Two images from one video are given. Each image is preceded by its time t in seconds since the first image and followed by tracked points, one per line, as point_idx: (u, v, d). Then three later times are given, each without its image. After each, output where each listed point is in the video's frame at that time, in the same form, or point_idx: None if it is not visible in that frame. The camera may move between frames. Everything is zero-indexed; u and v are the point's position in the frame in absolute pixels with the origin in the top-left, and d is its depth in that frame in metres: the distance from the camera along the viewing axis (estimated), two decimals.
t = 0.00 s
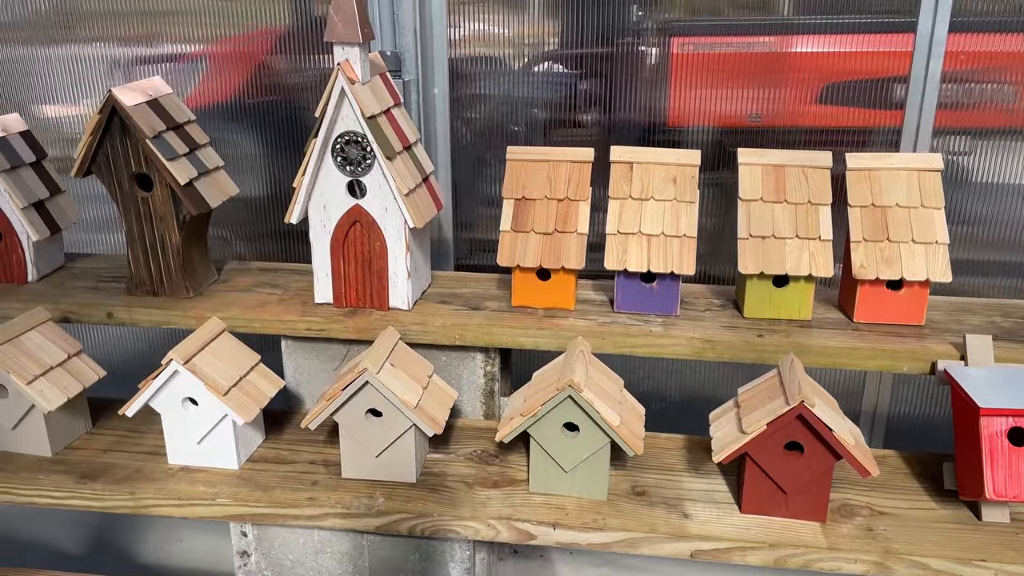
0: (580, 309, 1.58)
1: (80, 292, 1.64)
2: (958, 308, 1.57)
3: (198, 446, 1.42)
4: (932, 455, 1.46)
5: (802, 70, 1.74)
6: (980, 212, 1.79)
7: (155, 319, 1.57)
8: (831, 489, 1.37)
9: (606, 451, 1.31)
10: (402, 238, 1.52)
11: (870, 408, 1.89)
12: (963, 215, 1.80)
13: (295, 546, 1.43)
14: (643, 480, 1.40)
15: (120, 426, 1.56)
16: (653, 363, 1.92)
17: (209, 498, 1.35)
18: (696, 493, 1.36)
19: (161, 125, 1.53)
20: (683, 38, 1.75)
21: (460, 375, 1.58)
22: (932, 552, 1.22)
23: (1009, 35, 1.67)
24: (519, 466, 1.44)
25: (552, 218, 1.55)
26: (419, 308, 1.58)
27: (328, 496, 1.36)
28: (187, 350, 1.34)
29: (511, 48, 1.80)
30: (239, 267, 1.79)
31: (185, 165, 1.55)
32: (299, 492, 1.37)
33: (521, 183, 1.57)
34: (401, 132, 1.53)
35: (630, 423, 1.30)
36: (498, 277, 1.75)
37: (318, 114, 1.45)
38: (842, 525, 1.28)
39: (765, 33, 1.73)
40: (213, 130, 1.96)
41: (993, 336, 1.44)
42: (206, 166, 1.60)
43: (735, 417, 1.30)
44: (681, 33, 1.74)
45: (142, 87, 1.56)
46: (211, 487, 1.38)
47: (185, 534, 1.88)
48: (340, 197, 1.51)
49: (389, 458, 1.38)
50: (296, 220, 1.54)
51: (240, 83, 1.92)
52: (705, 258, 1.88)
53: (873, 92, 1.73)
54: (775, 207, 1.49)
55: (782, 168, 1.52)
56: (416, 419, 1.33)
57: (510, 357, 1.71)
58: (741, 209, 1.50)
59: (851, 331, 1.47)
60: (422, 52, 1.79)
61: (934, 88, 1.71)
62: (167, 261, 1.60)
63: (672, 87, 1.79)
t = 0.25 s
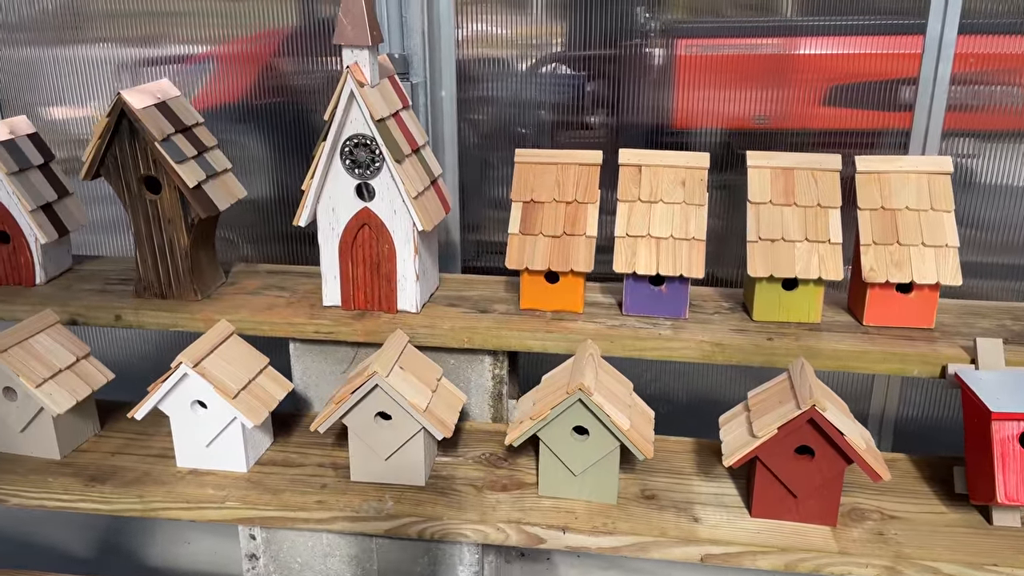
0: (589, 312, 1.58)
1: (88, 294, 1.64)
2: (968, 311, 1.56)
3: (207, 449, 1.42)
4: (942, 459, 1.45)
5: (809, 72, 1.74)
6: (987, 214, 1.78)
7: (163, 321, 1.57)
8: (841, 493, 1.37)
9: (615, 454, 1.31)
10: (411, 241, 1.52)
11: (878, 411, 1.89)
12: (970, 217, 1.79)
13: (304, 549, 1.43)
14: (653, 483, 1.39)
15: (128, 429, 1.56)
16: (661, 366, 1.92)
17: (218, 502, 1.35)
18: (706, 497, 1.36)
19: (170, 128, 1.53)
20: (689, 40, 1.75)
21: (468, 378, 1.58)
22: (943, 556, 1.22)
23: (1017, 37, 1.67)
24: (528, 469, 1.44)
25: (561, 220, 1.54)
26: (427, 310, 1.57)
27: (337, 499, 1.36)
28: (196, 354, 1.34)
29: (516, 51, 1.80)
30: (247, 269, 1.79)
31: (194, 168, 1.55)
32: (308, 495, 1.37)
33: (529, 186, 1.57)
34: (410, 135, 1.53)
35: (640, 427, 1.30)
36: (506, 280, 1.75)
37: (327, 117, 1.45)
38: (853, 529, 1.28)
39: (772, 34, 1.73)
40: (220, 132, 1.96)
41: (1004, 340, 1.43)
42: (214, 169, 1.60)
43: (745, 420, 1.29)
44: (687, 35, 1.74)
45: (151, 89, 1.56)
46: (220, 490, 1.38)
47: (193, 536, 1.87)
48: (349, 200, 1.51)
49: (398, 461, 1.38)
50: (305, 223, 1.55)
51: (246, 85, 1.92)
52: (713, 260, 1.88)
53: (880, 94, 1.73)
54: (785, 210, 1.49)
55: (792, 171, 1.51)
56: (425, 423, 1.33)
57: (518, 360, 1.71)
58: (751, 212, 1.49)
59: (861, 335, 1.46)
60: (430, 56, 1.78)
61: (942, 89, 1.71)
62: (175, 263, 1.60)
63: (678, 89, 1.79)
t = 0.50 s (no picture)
0: (595, 315, 1.58)
1: (93, 297, 1.64)
2: (975, 315, 1.56)
3: (213, 453, 1.42)
4: (950, 464, 1.45)
5: (814, 74, 1.74)
6: (993, 217, 1.78)
7: (168, 324, 1.57)
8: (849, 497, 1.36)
9: (622, 459, 1.31)
10: (416, 244, 1.52)
11: (883, 414, 1.89)
12: (976, 219, 1.79)
13: (309, 553, 1.43)
14: (659, 488, 1.39)
15: (133, 432, 1.56)
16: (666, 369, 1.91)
17: (224, 506, 1.35)
18: (712, 501, 1.36)
19: (175, 131, 1.53)
20: (693, 42, 1.75)
21: (474, 381, 1.58)
22: (951, 562, 1.22)
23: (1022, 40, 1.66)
24: (534, 473, 1.44)
25: (566, 224, 1.54)
26: (433, 314, 1.57)
27: (344, 504, 1.35)
28: (202, 357, 1.34)
29: (519, 53, 1.79)
30: (251, 273, 1.79)
31: (199, 171, 1.54)
32: (314, 499, 1.37)
33: (535, 189, 1.57)
34: (416, 138, 1.53)
35: (647, 431, 1.30)
36: (511, 283, 1.74)
37: (333, 121, 1.45)
38: (860, 534, 1.27)
39: (776, 37, 1.72)
40: (223, 134, 1.96)
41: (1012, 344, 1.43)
42: (219, 172, 1.60)
43: (752, 425, 1.29)
44: (691, 37, 1.74)
45: (156, 93, 1.56)
46: (226, 494, 1.38)
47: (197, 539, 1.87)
48: (354, 204, 1.51)
49: (404, 465, 1.38)
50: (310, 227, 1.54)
51: (249, 87, 1.92)
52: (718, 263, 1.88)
53: (883, 97, 1.73)
54: (791, 214, 1.49)
55: (798, 174, 1.51)
56: (432, 427, 1.32)
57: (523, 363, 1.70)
58: (757, 215, 1.49)
59: (868, 339, 1.46)
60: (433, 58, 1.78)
61: (946, 92, 1.70)
62: (180, 267, 1.59)
63: (681, 91, 1.78)
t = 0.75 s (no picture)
0: (603, 321, 1.57)
1: (100, 302, 1.64)
2: (985, 320, 1.55)
3: (221, 458, 1.41)
4: (961, 470, 1.44)
5: (820, 77, 1.74)
6: (1001, 221, 1.77)
7: (175, 329, 1.57)
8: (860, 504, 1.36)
9: (633, 465, 1.30)
10: (425, 249, 1.52)
11: (892, 418, 1.88)
12: (984, 223, 1.78)
13: (317, 560, 1.42)
14: (669, 494, 1.38)
15: (140, 438, 1.56)
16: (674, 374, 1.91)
17: (233, 512, 1.34)
18: (723, 508, 1.35)
19: (183, 136, 1.52)
20: (699, 46, 1.75)
21: (482, 387, 1.57)
22: (964, 569, 1.21)
23: None
24: (543, 479, 1.43)
25: (575, 229, 1.54)
26: (441, 319, 1.57)
27: (353, 510, 1.35)
28: (211, 363, 1.34)
29: (525, 57, 1.79)
30: (258, 277, 1.79)
31: (207, 176, 1.54)
32: (323, 505, 1.36)
33: (543, 194, 1.57)
34: (424, 143, 1.52)
35: (658, 438, 1.29)
36: (519, 288, 1.74)
37: (342, 126, 1.45)
38: (872, 541, 1.27)
39: (783, 40, 1.72)
40: (229, 138, 1.95)
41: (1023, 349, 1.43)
42: (227, 177, 1.60)
43: (763, 432, 1.29)
44: (697, 41, 1.74)
45: (164, 97, 1.55)
46: (235, 501, 1.37)
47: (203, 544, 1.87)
48: (363, 209, 1.51)
49: (413, 471, 1.37)
50: (319, 232, 1.54)
51: (255, 90, 1.91)
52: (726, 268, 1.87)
53: (890, 100, 1.73)
54: (801, 219, 1.48)
55: (808, 179, 1.51)
56: (441, 433, 1.32)
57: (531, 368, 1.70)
58: (767, 220, 1.49)
59: (879, 345, 1.46)
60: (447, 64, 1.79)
61: (953, 96, 1.70)
62: (188, 271, 1.59)
63: (688, 95, 1.78)
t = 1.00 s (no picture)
0: (612, 325, 1.57)
1: (106, 307, 1.63)
2: (995, 325, 1.55)
3: (229, 464, 1.41)
4: (972, 476, 1.44)
5: (827, 80, 1.73)
6: (1009, 225, 1.77)
7: (182, 334, 1.56)
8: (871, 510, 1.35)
9: (644, 471, 1.29)
10: (433, 254, 1.51)
11: (899, 423, 1.87)
12: (992, 227, 1.78)
13: (325, 567, 1.41)
14: (679, 500, 1.38)
15: (147, 443, 1.55)
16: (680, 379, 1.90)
17: (241, 518, 1.34)
18: (734, 514, 1.34)
19: (191, 140, 1.52)
20: (704, 49, 1.74)
21: (490, 392, 1.57)
22: None
23: None
24: (553, 485, 1.42)
25: (584, 233, 1.53)
26: (449, 324, 1.56)
27: (362, 517, 1.34)
28: (220, 369, 1.33)
29: (529, 59, 1.79)
30: (265, 282, 1.78)
31: (214, 181, 1.54)
32: (332, 512, 1.36)
33: (552, 199, 1.56)
34: (432, 147, 1.52)
35: (668, 443, 1.28)
36: (526, 292, 1.73)
37: (350, 131, 1.44)
38: (884, 548, 1.26)
39: (789, 43, 1.72)
40: (234, 141, 1.95)
41: None
42: (234, 181, 1.59)
43: (774, 438, 1.28)
44: (702, 43, 1.73)
45: (171, 101, 1.55)
46: (243, 507, 1.37)
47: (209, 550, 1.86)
48: (371, 213, 1.51)
49: (422, 478, 1.37)
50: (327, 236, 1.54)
51: (259, 93, 1.91)
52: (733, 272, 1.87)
53: (896, 103, 1.72)
54: (811, 223, 1.48)
55: (818, 183, 1.50)
56: (451, 439, 1.31)
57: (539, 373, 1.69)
58: (777, 225, 1.48)
59: (889, 350, 1.45)
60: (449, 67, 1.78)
61: (959, 99, 1.69)
62: (195, 276, 1.59)
63: (693, 98, 1.78)
